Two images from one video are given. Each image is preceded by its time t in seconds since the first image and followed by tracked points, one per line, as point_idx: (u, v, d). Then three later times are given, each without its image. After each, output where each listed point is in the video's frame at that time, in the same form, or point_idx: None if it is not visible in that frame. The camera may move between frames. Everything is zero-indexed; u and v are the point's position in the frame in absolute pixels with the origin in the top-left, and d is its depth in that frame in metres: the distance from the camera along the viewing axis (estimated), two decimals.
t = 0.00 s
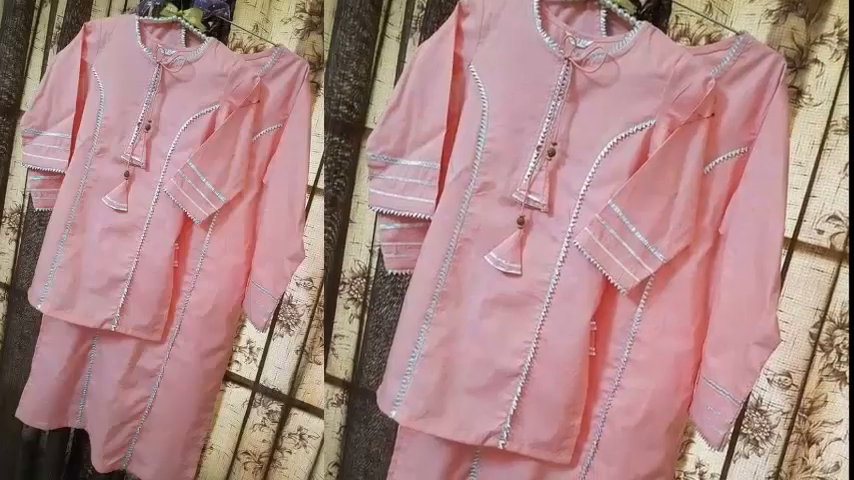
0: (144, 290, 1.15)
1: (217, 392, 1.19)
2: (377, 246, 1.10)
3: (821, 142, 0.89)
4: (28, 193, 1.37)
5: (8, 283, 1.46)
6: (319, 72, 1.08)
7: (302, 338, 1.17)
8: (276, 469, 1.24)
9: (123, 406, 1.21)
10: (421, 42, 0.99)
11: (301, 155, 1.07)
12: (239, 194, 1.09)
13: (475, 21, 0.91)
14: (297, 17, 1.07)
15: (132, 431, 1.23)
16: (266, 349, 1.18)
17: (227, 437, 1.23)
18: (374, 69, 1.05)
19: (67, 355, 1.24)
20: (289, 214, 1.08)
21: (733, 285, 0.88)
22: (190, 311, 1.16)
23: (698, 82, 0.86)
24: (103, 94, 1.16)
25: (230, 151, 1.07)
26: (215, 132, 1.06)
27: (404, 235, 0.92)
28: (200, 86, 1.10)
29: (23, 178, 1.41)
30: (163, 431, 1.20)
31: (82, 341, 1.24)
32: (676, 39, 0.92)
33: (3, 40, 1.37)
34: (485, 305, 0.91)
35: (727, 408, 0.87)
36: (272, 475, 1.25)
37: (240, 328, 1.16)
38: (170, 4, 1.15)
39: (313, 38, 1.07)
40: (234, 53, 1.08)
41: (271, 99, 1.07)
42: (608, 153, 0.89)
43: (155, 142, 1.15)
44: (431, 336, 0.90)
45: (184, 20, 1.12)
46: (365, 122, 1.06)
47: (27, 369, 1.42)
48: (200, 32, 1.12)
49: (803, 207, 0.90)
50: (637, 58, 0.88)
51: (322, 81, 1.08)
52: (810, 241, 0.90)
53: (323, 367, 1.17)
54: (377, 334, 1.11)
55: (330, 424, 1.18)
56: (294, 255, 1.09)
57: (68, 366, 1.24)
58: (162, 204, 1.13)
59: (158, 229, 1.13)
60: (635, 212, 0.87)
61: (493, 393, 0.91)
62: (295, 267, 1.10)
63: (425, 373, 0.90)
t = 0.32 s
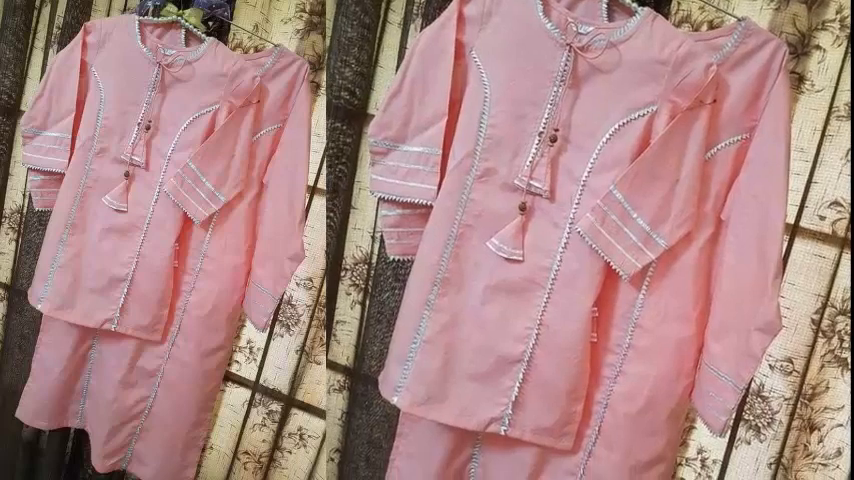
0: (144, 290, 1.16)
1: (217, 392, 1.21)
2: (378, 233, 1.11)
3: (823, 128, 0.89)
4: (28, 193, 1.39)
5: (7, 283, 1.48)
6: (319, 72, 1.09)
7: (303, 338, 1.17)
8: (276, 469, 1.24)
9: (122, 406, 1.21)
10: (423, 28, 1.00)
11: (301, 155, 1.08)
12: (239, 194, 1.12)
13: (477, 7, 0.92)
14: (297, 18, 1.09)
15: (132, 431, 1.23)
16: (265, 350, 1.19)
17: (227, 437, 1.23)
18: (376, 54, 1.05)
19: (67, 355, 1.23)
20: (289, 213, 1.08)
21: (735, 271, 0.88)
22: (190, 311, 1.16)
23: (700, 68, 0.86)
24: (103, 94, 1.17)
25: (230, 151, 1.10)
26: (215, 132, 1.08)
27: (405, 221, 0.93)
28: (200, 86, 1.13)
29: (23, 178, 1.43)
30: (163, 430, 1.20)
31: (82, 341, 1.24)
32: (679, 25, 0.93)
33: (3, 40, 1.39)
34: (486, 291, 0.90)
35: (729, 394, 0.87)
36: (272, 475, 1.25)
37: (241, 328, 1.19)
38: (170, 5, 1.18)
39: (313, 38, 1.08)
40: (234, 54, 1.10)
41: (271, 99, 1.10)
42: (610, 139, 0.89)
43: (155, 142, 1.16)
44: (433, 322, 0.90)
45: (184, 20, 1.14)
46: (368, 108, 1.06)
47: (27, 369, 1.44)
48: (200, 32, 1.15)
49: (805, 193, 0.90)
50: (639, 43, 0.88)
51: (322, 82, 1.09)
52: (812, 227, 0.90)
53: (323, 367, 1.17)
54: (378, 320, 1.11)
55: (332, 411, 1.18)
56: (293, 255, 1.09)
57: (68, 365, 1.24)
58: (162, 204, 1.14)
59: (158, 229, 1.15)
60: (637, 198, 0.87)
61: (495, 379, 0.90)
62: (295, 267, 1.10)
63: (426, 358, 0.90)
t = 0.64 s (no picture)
0: (144, 290, 1.15)
1: (217, 392, 1.20)
2: (380, 218, 1.10)
3: (825, 113, 0.88)
4: (29, 193, 1.38)
5: (8, 283, 1.48)
6: (319, 72, 1.08)
7: (302, 338, 1.17)
8: (276, 469, 1.24)
9: (122, 406, 1.22)
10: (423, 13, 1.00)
11: (301, 155, 1.08)
12: (239, 194, 1.10)
13: None
14: (297, 18, 1.07)
15: (132, 431, 1.23)
16: (265, 350, 1.18)
17: (227, 437, 1.23)
18: (378, 40, 1.05)
19: (67, 355, 1.24)
20: (289, 213, 1.08)
21: (737, 255, 0.88)
22: (190, 310, 1.16)
23: (702, 53, 0.86)
24: (103, 94, 1.17)
25: (230, 151, 1.08)
26: (214, 132, 1.07)
27: (407, 205, 0.93)
28: (200, 86, 1.11)
29: (23, 179, 1.42)
30: (164, 430, 1.20)
31: (82, 341, 1.25)
32: (680, 10, 0.92)
33: (3, 40, 1.39)
34: (488, 275, 0.91)
35: (731, 379, 0.87)
36: (272, 475, 1.25)
37: (240, 328, 1.17)
38: (170, 5, 1.17)
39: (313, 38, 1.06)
40: (234, 54, 1.09)
41: (271, 99, 1.08)
42: (612, 124, 0.89)
43: (154, 142, 1.16)
44: (434, 307, 0.90)
45: (184, 20, 1.13)
46: (369, 93, 1.06)
47: (27, 369, 1.43)
48: (200, 32, 1.13)
49: (807, 177, 0.90)
50: (641, 29, 0.88)
51: (323, 82, 1.08)
52: (814, 212, 0.90)
53: (323, 367, 1.17)
54: (380, 304, 1.11)
55: (333, 396, 1.19)
56: (294, 255, 1.11)
57: (68, 366, 1.25)
58: (162, 204, 1.14)
59: (158, 229, 1.14)
60: (638, 182, 0.87)
61: (497, 364, 0.90)
62: (295, 267, 1.12)
63: (428, 343, 0.90)
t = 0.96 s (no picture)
0: (144, 290, 1.20)
1: (217, 392, 1.28)
2: (382, 202, 1.03)
3: (826, 97, 0.89)
4: (29, 193, 1.41)
5: (8, 283, 1.50)
6: (318, 72, 1.17)
7: (302, 338, 1.22)
8: (276, 469, 1.27)
9: (122, 406, 1.25)
10: None
11: (301, 155, 1.13)
12: (239, 194, 1.18)
13: None
14: (296, 18, 1.16)
15: (132, 431, 1.27)
16: (265, 350, 1.26)
17: (227, 437, 1.29)
18: (379, 23, 0.99)
19: (67, 355, 1.26)
20: (289, 213, 1.16)
21: (738, 239, 0.88)
22: (190, 311, 1.22)
23: (703, 37, 0.86)
24: (103, 94, 1.22)
25: (230, 151, 1.16)
26: (215, 132, 1.14)
27: (408, 190, 0.93)
28: (200, 86, 1.18)
29: (23, 178, 1.46)
30: (163, 430, 1.24)
31: (82, 341, 1.27)
32: None
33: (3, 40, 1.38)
34: (489, 260, 0.91)
35: (732, 363, 0.87)
36: (272, 475, 1.28)
37: (241, 328, 1.26)
38: (170, 5, 1.21)
39: (313, 38, 1.15)
40: (234, 54, 1.16)
41: (271, 99, 1.17)
42: (613, 108, 0.89)
43: (154, 142, 1.21)
44: (435, 291, 0.90)
45: (184, 20, 1.19)
46: (371, 77, 1.00)
47: (27, 369, 1.45)
48: (200, 32, 1.20)
49: (808, 161, 0.90)
50: (642, 13, 0.88)
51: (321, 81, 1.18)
52: (815, 196, 0.90)
53: (322, 366, 1.22)
54: (383, 288, 0.99)
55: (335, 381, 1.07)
56: (293, 255, 1.15)
57: (68, 365, 1.27)
58: (162, 204, 1.20)
59: (158, 228, 1.20)
60: (639, 167, 0.87)
61: (497, 348, 0.90)
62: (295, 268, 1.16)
63: (429, 327, 0.89)
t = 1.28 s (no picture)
0: (144, 290, 1.21)
1: (218, 391, 1.30)
2: (382, 189, 1.02)
3: (826, 83, 0.89)
4: (29, 193, 1.41)
5: (8, 283, 1.49)
6: (318, 71, 1.19)
7: (302, 338, 1.24)
8: (276, 469, 1.28)
9: (122, 406, 1.25)
10: None
11: (301, 155, 1.14)
12: (239, 194, 1.19)
13: None
14: (297, 18, 1.18)
15: (132, 431, 1.27)
16: (265, 350, 1.28)
17: (227, 437, 1.30)
18: (379, 9, 0.99)
19: (67, 355, 1.26)
20: (290, 214, 1.16)
21: (738, 224, 0.88)
22: (190, 310, 1.22)
23: (704, 23, 0.86)
24: (103, 94, 1.22)
25: (230, 151, 1.17)
26: (215, 132, 1.15)
27: (408, 176, 0.93)
28: (200, 86, 1.19)
29: (23, 178, 1.46)
30: (163, 430, 1.24)
31: (82, 341, 1.27)
32: None
33: (2, 40, 1.38)
34: (489, 246, 0.91)
35: (733, 350, 0.87)
36: (272, 475, 1.29)
37: (241, 328, 1.29)
38: (170, 5, 1.21)
39: (313, 38, 1.17)
40: (234, 54, 1.16)
41: (271, 99, 1.17)
42: (613, 94, 0.89)
43: (154, 142, 1.22)
44: (436, 276, 0.90)
45: (185, 20, 1.19)
46: (371, 64, 0.99)
47: (28, 369, 1.44)
48: (200, 33, 1.19)
49: (808, 147, 0.90)
50: None
51: (321, 81, 1.20)
52: (815, 183, 0.90)
53: (322, 366, 1.23)
54: (383, 274, 0.99)
55: (334, 366, 1.07)
56: (293, 256, 1.16)
57: (68, 365, 1.27)
58: (162, 204, 1.20)
59: (158, 229, 1.20)
60: (639, 152, 0.87)
61: (497, 334, 0.90)
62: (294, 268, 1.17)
63: (429, 312, 0.89)
